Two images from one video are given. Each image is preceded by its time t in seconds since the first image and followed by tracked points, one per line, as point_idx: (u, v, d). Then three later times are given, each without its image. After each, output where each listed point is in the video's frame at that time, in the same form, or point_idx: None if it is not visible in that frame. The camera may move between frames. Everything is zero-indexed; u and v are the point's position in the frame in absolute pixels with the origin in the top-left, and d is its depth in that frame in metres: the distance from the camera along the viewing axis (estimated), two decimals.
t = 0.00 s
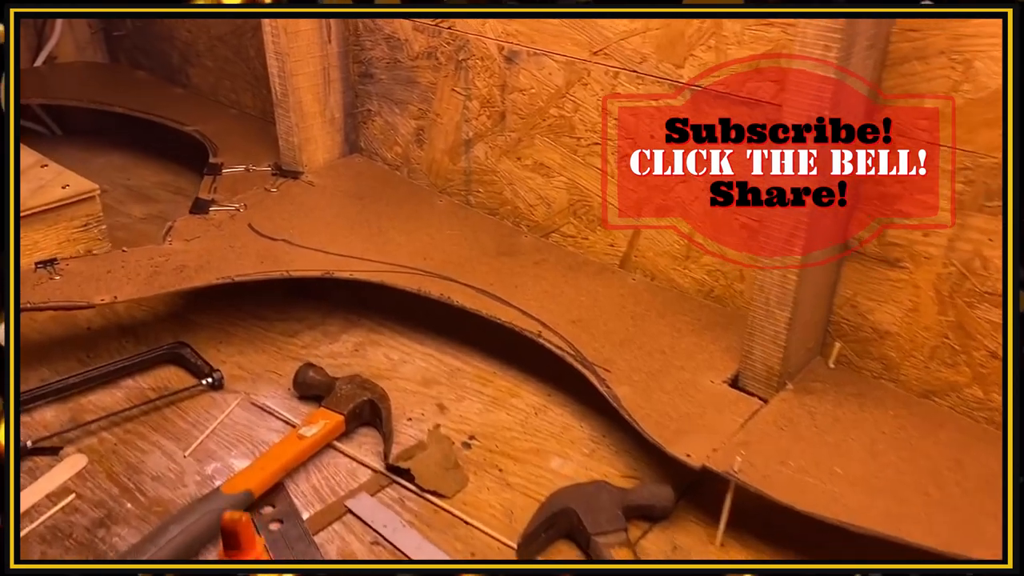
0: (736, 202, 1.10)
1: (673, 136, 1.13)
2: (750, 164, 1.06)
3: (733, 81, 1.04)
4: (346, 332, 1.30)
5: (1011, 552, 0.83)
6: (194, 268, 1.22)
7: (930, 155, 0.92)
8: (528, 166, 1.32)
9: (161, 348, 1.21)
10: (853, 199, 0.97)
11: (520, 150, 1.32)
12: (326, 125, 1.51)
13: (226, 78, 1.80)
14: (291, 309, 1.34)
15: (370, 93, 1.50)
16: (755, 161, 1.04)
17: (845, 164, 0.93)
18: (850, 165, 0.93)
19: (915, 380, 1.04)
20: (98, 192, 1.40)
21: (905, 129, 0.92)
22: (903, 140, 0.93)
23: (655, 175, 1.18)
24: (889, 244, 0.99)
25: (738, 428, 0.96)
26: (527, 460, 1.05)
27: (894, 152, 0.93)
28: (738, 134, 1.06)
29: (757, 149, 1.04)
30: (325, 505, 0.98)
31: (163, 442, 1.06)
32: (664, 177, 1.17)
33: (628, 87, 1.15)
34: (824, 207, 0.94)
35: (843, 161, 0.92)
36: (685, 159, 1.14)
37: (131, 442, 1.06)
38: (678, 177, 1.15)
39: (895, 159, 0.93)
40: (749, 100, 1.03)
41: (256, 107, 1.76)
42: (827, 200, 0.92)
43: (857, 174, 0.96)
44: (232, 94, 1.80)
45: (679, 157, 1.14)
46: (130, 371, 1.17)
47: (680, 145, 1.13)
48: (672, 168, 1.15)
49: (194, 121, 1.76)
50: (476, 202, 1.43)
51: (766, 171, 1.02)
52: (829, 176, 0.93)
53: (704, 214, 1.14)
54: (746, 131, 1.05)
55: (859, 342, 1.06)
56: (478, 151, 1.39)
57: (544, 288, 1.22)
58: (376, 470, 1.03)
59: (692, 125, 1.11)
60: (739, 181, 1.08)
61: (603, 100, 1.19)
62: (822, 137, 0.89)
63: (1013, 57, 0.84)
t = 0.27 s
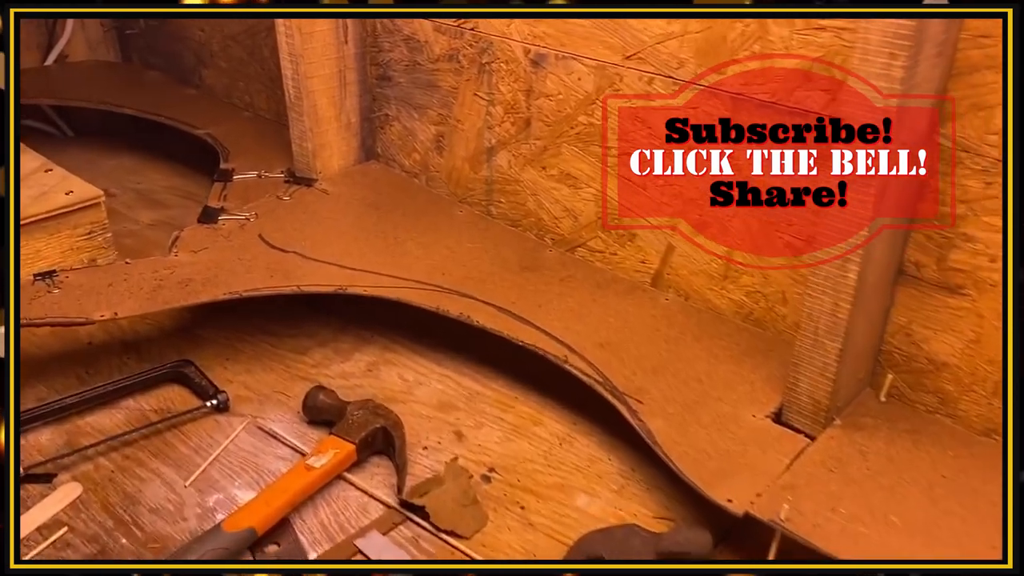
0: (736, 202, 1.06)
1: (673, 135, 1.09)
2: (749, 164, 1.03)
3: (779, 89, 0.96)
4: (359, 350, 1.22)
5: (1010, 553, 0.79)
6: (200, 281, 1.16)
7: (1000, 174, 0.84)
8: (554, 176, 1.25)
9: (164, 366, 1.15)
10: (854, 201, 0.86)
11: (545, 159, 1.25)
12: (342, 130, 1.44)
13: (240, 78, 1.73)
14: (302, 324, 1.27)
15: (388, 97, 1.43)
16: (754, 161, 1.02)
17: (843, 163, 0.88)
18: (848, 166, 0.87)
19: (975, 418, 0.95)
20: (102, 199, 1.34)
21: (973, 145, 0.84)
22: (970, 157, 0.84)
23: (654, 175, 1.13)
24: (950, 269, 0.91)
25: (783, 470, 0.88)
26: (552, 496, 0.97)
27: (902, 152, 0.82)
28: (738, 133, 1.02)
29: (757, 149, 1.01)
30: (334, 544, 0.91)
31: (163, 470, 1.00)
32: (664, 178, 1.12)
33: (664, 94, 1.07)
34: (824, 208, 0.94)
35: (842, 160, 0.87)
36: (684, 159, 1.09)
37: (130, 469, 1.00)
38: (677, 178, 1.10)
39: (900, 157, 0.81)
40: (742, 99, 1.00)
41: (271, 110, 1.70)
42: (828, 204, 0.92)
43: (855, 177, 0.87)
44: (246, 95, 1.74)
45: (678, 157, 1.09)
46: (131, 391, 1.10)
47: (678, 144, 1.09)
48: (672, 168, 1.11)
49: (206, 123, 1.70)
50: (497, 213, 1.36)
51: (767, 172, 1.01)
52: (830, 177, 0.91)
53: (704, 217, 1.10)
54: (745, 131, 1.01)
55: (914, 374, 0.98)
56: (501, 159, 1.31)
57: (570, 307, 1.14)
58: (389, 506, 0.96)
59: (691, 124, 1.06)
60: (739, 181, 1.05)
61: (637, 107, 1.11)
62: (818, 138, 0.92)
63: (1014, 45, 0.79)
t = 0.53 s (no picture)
0: (737, 202, 1.06)
1: (673, 135, 1.09)
2: (750, 164, 1.03)
3: (834, 102, 0.92)
4: (389, 365, 1.19)
5: (1010, 554, 0.79)
6: (228, 293, 1.13)
7: None
8: (591, 188, 1.21)
9: (191, 380, 1.12)
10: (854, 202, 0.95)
11: (582, 171, 1.21)
12: (372, 138, 1.41)
13: (268, 83, 1.71)
14: (331, 338, 1.24)
15: (420, 104, 1.39)
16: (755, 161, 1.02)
17: (845, 164, 0.94)
18: (851, 166, 0.93)
19: None
20: (128, 206, 1.31)
21: None
22: None
23: (655, 175, 1.12)
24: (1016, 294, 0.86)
25: (837, 504, 0.84)
26: (591, 525, 0.93)
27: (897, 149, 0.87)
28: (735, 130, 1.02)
29: (757, 148, 1.01)
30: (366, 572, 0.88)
31: (190, 490, 0.97)
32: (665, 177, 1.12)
33: (710, 106, 1.03)
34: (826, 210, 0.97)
35: (843, 161, 0.94)
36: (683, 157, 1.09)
37: (155, 488, 0.97)
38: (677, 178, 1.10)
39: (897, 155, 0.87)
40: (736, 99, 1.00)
41: (298, 115, 1.67)
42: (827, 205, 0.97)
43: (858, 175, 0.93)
44: (274, 100, 1.71)
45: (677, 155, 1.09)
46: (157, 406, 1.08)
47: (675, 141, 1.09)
48: (672, 168, 1.11)
49: (233, 128, 1.67)
50: (531, 224, 1.32)
51: (767, 172, 1.01)
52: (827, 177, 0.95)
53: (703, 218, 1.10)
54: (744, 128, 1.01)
55: (972, 401, 0.93)
56: (536, 169, 1.27)
57: (609, 324, 1.10)
58: (422, 533, 0.92)
59: (691, 124, 1.06)
60: (740, 181, 1.05)
61: (682, 119, 1.07)
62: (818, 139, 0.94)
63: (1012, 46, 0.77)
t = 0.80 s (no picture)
0: (737, 202, 1.09)
1: (673, 135, 1.12)
2: (750, 164, 1.06)
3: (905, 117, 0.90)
4: (437, 378, 1.18)
5: (1010, 553, 0.79)
6: (278, 304, 1.12)
7: None
8: (643, 201, 1.19)
9: (240, 392, 1.11)
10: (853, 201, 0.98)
11: (634, 183, 1.19)
12: (417, 147, 1.41)
13: (309, 91, 1.71)
14: (378, 350, 1.23)
15: (466, 114, 1.39)
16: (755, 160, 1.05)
17: (846, 164, 0.97)
18: (851, 166, 0.97)
19: None
20: (175, 214, 1.31)
21: None
22: None
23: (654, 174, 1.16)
24: None
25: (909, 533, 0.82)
26: (650, 547, 0.92)
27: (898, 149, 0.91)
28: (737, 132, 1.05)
29: (757, 148, 1.05)
30: None
31: (243, 504, 0.96)
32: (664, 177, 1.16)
33: (772, 121, 1.01)
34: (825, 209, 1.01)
35: (843, 161, 0.97)
36: (683, 157, 1.13)
37: (209, 502, 0.96)
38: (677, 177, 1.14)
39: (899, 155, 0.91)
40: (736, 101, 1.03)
41: (339, 123, 1.66)
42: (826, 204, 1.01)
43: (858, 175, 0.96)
44: (315, 108, 1.71)
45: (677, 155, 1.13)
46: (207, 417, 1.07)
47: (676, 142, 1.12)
48: (672, 168, 1.14)
49: (274, 135, 1.67)
50: (578, 236, 1.30)
51: (767, 172, 1.05)
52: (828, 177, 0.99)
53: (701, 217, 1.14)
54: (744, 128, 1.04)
55: None
56: (584, 181, 1.26)
57: (663, 340, 1.08)
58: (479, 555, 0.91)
59: (691, 125, 1.10)
60: (739, 181, 1.08)
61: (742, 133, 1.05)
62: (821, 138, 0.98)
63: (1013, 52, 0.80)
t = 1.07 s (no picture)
0: (736, 201, 1.16)
1: (673, 135, 1.20)
2: (749, 164, 1.13)
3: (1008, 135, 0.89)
4: (511, 392, 1.18)
5: (1010, 553, 0.82)
6: (357, 317, 1.12)
7: None
8: (720, 216, 1.19)
9: (318, 403, 1.11)
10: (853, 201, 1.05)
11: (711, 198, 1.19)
12: (484, 159, 1.41)
13: (367, 100, 1.71)
14: (450, 362, 1.23)
15: (533, 126, 1.39)
16: (755, 161, 1.12)
17: (845, 164, 1.04)
18: (851, 166, 1.03)
19: None
20: (247, 224, 1.31)
21: None
22: None
23: (654, 173, 1.24)
24: None
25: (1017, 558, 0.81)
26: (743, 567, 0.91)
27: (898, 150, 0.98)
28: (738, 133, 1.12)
29: (757, 149, 1.12)
30: None
31: (332, 517, 0.96)
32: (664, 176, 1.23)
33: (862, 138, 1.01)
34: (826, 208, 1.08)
35: (843, 161, 1.04)
36: (684, 159, 1.20)
37: (297, 514, 0.96)
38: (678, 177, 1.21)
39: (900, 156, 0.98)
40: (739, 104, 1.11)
41: (398, 133, 1.67)
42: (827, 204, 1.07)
43: (858, 174, 1.03)
44: (373, 117, 1.71)
45: (678, 156, 1.20)
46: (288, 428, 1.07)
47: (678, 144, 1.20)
48: (672, 168, 1.22)
49: (334, 145, 1.68)
50: (648, 250, 1.30)
51: (767, 172, 1.12)
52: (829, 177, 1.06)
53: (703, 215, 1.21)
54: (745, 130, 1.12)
55: None
56: (657, 195, 1.25)
57: (744, 357, 1.08)
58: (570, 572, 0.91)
59: (692, 125, 1.17)
60: (739, 181, 1.15)
61: (829, 150, 1.04)
62: (822, 137, 1.04)
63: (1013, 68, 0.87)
